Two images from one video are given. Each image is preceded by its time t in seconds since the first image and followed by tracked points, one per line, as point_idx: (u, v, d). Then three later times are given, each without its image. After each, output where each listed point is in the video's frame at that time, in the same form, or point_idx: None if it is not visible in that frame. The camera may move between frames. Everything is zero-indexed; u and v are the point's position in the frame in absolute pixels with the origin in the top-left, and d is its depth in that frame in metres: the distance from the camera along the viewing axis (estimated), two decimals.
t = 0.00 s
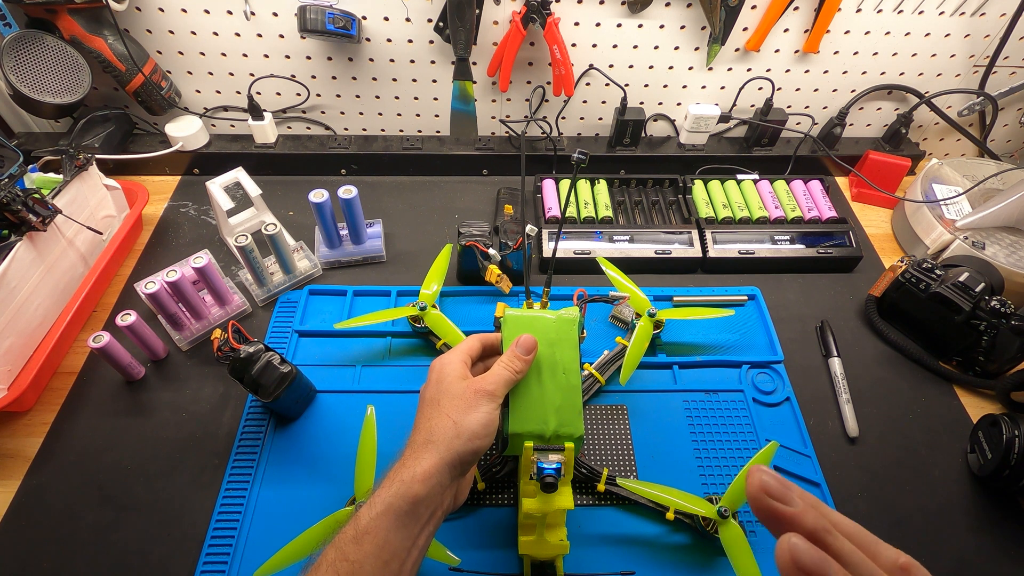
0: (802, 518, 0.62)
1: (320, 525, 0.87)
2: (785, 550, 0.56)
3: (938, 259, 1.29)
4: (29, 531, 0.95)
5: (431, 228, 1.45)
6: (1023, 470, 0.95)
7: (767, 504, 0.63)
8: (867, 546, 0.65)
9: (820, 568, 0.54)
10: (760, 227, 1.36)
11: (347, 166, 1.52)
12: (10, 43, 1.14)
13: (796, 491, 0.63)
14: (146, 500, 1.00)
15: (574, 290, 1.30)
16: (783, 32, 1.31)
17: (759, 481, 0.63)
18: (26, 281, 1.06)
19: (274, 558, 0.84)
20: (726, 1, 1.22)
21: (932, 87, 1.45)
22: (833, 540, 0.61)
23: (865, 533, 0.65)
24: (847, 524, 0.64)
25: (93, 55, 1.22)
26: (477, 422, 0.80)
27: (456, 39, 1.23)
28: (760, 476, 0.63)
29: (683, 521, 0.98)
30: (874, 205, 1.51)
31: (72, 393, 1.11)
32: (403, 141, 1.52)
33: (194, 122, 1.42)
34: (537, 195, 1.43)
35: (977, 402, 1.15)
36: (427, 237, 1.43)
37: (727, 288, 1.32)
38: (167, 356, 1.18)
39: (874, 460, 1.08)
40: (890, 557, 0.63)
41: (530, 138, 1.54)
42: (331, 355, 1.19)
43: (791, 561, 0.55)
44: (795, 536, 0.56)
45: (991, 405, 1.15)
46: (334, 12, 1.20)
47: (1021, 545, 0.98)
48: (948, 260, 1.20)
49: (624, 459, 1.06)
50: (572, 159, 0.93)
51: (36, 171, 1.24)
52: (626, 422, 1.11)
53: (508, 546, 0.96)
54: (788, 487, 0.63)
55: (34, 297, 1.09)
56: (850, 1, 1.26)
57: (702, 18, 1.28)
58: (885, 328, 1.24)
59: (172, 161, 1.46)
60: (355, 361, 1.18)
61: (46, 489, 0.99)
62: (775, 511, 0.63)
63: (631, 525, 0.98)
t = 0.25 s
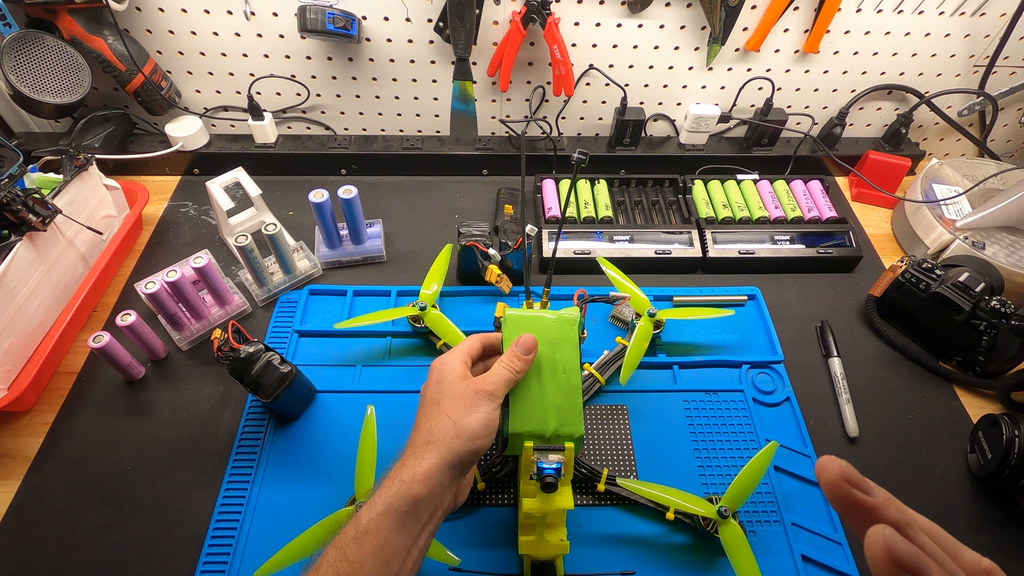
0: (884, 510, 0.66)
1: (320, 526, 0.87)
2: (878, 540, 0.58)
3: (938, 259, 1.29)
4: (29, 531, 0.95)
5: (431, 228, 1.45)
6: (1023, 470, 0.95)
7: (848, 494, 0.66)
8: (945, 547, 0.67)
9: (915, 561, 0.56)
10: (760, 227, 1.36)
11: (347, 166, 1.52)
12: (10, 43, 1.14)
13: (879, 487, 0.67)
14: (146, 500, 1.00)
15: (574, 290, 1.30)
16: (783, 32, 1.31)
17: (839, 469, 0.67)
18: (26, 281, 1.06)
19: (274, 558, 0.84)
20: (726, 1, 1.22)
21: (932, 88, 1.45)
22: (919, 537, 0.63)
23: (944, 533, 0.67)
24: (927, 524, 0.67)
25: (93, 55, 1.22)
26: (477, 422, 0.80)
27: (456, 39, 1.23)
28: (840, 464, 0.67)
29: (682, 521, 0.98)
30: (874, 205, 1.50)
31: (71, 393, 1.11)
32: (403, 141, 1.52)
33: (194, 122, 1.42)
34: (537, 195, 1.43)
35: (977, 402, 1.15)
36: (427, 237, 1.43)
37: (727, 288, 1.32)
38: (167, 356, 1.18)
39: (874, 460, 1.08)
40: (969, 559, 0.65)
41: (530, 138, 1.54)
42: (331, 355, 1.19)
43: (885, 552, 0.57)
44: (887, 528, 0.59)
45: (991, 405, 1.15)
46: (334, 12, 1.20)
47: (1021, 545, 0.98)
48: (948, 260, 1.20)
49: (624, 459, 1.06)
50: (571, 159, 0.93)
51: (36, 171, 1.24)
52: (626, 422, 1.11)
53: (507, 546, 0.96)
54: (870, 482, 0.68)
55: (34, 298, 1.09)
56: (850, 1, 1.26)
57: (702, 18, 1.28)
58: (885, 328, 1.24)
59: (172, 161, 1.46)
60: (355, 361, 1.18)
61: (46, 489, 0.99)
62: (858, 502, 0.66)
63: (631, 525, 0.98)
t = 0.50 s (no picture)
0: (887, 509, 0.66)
1: (320, 526, 0.87)
2: (883, 541, 0.58)
3: (938, 259, 1.30)
4: (29, 531, 0.95)
5: (431, 228, 1.45)
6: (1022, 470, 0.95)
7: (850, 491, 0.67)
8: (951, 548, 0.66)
9: (922, 563, 0.56)
10: (760, 227, 1.36)
11: (347, 166, 1.52)
12: (10, 43, 1.14)
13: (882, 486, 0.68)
14: (146, 500, 0.99)
15: (574, 290, 1.30)
16: (783, 32, 1.31)
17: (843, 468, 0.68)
18: (26, 281, 1.06)
19: (274, 557, 0.84)
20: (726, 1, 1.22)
21: (932, 88, 1.45)
22: (923, 536, 0.63)
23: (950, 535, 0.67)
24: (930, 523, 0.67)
25: (93, 55, 1.22)
26: (477, 422, 0.80)
27: (456, 39, 1.23)
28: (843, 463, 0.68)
29: (682, 521, 0.98)
30: (874, 205, 1.51)
31: (71, 393, 1.11)
32: (403, 141, 1.52)
33: (194, 122, 1.42)
34: (537, 195, 1.43)
35: (977, 402, 1.15)
36: (427, 237, 1.43)
37: (727, 288, 1.32)
38: (167, 356, 1.18)
39: (874, 460, 1.08)
40: (974, 560, 0.64)
41: (530, 138, 1.54)
42: (331, 355, 1.19)
43: (891, 553, 0.57)
44: (893, 529, 0.59)
45: (991, 405, 1.15)
46: (334, 12, 1.20)
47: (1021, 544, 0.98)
48: (948, 260, 1.20)
49: (624, 458, 1.06)
50: (572, 159, 0.93)
51: (36, 171, 1.24)
52: (626, 422, 1.11)
53: (508, 545, 0.96)
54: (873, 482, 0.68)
55: (34, 297, 1.09)
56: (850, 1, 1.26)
57: (702, 18, 1.28)
58: (885, 328, 1.24)
59: (173, 161, 1.46)
60: (355, 361, 1.18)
61: (46, 490, 0.99)
62: (861, 500, 0.67)
63: (631, 525, 0.98)
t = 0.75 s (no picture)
0: (887, 514, 0.65)
1: (320, 526, 0.87)
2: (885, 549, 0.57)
3: (938, 259, 1.30)
4: (29, 531, 0.95)
5: (431, 228, 1.45)
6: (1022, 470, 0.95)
7: (849, 496, 0.66)
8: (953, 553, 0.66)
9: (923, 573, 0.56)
10: (760, 227, 1.36)
11: (347, 166, 1.52)
12: (10, 43, 1.14)
13: (882, 489, 0.67)
14: (146, 500, 1.00)
15: (574, 290, 1.30)
16: (783, 32, 1.31)
17: (841, 469, 0.66)
18: (26, 281, 1.06)
19: (274, 558, 0.84)
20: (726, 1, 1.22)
21: (932, 88, 1.45)
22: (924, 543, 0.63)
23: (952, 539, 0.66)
24: (930, 525, 0.66)
25: (93, 55, 1.22)
26: (477, 422, 0.80)
27: (456, 39, 1.23)
28: (841, 464, 0.66)
29: (682, 522, 0.98)
30: (874, 205, 1.50)
31: (72, 393, 1.11)
32: (403, 141, 1.52)
33: (194, 122, 1.42)
34: (537, 195, 1.43)
35: (977, 402, 1.15)
36: (427, 237, 1.43)
37: (727, 288, 1.32)
38: (167, 356, 1.18)
39: (874, 460, 1.08)
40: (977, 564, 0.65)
41: (530, 138, 1.54)
42: (331, 355, 1.19)
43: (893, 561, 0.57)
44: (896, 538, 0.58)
45: (990, 405, 1.15)
46: (334, 12, 1.20)
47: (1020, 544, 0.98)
48: (948, 260, 1.20)
49: (624, 459, 1.06)
50: (572, 159, 0.93)
51: (36, 171, 1.24)
52: (626, 422, 1.11)
53: (508, 545, 0.96)
54: (872, 484, 0.67)
55: (34, 298, 1.09)
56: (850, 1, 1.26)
57: (702, 18, 1.28)
58: (885, 328, 1.24)
59: (173, 161, 1.46)
60: (355, 361, 1.18)
61: (47, 490, 0.99)
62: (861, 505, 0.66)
63: (631, 525, 0.98)
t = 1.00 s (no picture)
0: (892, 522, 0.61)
1: (320, 526, 0.87)
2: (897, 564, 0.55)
3: (938, 259, 1.30)
4: (29, 531, 0.95)
5: (431, 228, 1.45)
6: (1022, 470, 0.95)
7: (853, 504, 0.61)
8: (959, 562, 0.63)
9: None
10: (760, 227, 1.36)
11: (347, 166, 1.52)
12: (10, 43, 1.14)
13: (889, 498, 0.62)
14: (146, 500, 1.00)
15: (574, 290, 1.30)
16: (783, 32, 1.31)
17: (842, 477, 0.61)
18: (26, 281, 1.06)
19: (274, 558, 0.84)
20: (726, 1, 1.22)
21: (932, 88, 1.45)
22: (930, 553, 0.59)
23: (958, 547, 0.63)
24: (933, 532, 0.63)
25: (93, 55, 1.22)
26: (477, 422, 0.80)
27: (456, 39, 1.23)
28: (843, 471, 0.61)
29: (683, 521, 0.98)
30: (874, 205, 1.50)
31: (72, 393, 1.11)
32: (403, 141, 1.52)
33: (194, 122, 1.42)
34: (537, 195, 1.43)
35: (977, 402, 1.15)
36: (427, 236, 1.43)
37: (727, 288, 1.32)
38: (167, 356, 1.18)
39: (873, 460, 1.08)
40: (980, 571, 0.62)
41: (530, 138, 1.54)
42: (331, 355, 1.19)
43: None
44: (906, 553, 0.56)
45: (990, 405, 1.15)
46: (334, 12, 1.20)
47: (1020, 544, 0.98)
48: (948, 260, 1.20)
49: (624, 459, 1.06)
50: (571, 159, 0.93)
51: (36, 171, 1.24)
52: (626, 422, 1.11)
53: (508, 545, 0.96)
54: (877, 492, 0.63)
55: (34, 298, 1.09)
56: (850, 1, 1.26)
57: (702, 18, 1.28)
58: (885, 328, 1.24)
59: (173, 161, 1.46)
60: (355, 361, 1.18)
61: (46, 490, 0.99)
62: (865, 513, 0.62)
63: (631, 525, 0.98)
